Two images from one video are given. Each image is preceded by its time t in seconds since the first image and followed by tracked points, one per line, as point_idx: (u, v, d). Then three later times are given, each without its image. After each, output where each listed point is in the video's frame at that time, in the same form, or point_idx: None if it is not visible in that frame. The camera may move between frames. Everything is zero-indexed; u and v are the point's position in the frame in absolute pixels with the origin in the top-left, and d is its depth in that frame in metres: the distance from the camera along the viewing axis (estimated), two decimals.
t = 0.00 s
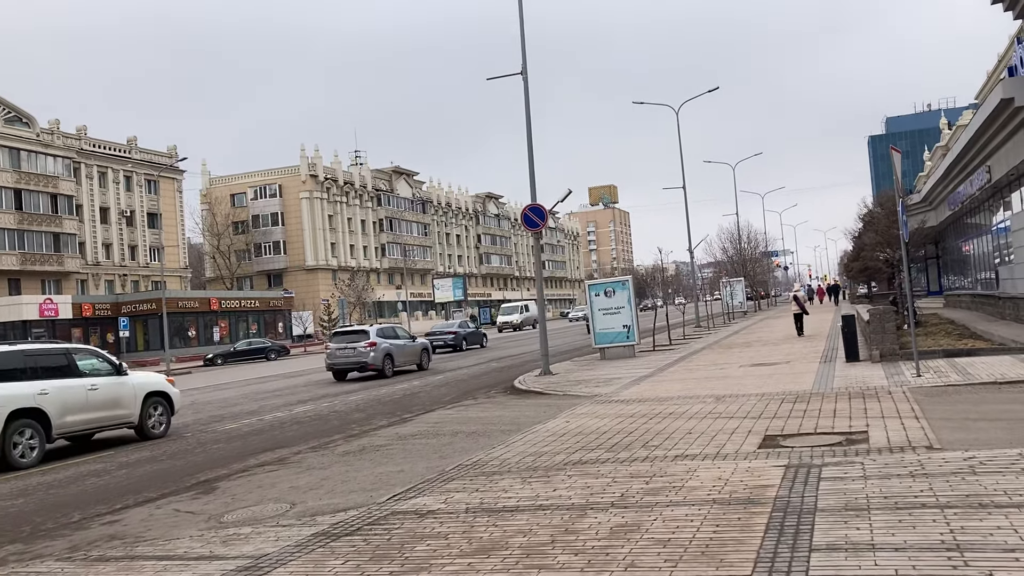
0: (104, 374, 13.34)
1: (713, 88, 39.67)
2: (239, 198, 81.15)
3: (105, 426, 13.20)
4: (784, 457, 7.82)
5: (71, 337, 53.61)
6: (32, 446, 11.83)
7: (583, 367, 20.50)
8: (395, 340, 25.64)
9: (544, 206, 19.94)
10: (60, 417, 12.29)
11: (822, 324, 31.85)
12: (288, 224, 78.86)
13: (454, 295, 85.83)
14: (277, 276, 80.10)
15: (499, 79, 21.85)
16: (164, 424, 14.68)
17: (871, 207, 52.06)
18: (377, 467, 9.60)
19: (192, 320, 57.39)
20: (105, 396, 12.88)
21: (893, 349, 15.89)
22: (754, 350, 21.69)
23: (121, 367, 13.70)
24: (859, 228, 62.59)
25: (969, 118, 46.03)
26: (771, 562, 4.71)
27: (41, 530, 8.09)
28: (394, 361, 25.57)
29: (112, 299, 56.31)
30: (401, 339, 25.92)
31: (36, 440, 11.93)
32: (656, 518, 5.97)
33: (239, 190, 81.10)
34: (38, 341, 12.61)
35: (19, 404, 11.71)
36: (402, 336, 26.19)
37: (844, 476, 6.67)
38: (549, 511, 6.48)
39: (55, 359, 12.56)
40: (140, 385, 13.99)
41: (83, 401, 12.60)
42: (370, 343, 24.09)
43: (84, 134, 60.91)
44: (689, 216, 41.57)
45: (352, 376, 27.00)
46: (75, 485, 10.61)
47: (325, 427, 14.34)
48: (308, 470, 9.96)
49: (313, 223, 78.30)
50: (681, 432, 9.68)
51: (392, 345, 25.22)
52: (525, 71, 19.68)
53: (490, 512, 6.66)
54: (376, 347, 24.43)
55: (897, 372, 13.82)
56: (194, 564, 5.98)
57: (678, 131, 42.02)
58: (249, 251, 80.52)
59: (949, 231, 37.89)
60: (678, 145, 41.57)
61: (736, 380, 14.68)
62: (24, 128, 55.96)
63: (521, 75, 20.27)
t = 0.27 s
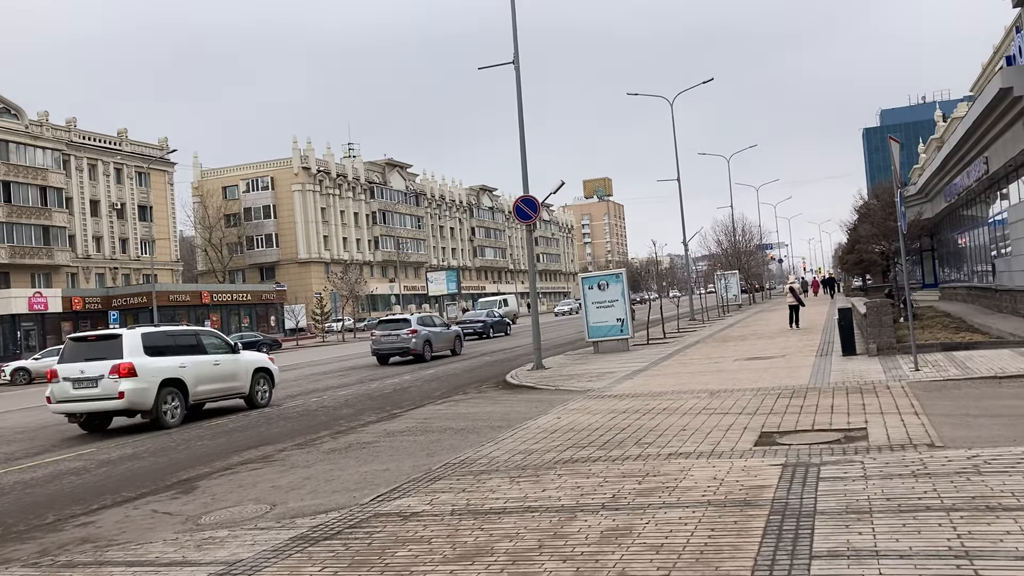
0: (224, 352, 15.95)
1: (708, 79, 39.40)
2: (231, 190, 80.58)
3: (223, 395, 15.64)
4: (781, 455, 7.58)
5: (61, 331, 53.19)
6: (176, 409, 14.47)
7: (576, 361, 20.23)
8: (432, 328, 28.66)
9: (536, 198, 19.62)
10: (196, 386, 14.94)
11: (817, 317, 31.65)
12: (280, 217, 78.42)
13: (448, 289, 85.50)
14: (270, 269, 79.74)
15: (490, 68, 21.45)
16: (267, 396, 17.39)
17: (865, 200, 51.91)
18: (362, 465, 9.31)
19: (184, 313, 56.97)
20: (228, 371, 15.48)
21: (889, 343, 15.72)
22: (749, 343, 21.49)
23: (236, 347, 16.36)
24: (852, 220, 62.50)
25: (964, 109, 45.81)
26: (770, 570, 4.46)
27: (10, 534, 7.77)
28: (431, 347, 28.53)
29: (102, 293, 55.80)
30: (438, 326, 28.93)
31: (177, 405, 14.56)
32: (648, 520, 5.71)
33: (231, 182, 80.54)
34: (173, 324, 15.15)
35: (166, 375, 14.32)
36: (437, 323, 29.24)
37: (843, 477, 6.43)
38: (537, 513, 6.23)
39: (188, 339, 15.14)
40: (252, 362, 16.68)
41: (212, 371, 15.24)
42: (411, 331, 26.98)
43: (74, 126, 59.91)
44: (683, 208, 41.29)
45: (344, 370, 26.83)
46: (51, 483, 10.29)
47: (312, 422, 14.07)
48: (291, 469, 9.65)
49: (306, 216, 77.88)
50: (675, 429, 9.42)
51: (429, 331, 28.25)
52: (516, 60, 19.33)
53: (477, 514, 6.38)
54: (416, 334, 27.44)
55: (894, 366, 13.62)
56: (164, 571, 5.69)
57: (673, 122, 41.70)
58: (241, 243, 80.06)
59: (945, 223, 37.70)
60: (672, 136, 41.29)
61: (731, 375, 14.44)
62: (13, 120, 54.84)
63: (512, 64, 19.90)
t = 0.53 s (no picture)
0: (308, 338, 18.70)
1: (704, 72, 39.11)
2: (224, 185, 79.96)
3: (308, 372, 18.44)
4: (775, 455, 7.37)
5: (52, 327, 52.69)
6: (273, 383, 17.23)
7: (568, 357, 20.03)
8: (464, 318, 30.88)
9: (528, 193, 19.34)
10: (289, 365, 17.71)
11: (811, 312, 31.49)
12: (273, 212, 77.98)
13: (442, 284, 85.19)
14: (263, 265, 79.30)
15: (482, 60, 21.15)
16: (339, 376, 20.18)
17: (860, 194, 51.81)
18: (348, 465, 9.09)
19: (176, 309, 56.58)
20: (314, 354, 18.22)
21: (886, 338, 15.55)
22: (743, 338, 21.31)
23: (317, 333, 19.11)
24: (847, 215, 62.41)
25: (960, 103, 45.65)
26: None
27: None
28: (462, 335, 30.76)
29: (94, 289, 55.33)
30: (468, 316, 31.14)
31: (275, 381, 17.32)
32: (638, 526, 5.49)
33: (224, 177, 79.91)
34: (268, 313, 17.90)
35: (266, 355, 17.09)
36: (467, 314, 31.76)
37: (840, 480, 6.21)
38: (524, 517, 6.01)
39: (281, 326, 17.83)
40: (329, 346, 19.46)
41: (301, 352, 18.02)
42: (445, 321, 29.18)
43: (64, 120, 58.61)
44: (678, 203, 41.05)
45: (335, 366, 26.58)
46: (29, 485, 10.02)
47: (300, 420, 13.83)
48: (274, 469, 9.39)
49: (300, 211, 77.43)
50: (668, 427, 9.22)
51: (461, 322, 30.55)
52: (509, 52, 19.02)
53: (462, 518, 6.17)
54: (450, 324, 29.67)
55: (891, 362, 13.44)
56: None
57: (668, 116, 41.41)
58: (234, 239, 79.53)
59: (940, 218, 37.55)
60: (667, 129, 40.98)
61: (726, 371, 14.25)
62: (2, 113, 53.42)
63: (504, 56, 19.61)
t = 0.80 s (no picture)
0: (371, 326, 21.29)
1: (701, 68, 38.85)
2: (220, 183, 79.57)
3: (372, 357, 20.98)
4: (771, 459, 7.13)
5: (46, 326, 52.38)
6: (346, 366, 19.77)
7: (563, 356, 19.78)
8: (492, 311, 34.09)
9: (522, 189, 19.08)
10: (357, 351, 20.27)
11: (809, 309, 31.27)
12: (269, 210, 77.68)
13: (439, 282, 84.89)
14: (259, 263, 79.02)
15: (476, 55, 20.88)
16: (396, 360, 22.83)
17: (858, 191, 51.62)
18: (333, 468, 8.84)
19: (170, 308, 56.27)
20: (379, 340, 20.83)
21: (884, 337, 15.32)
22: (741, 336, 21.07)
23: (377, 322, 21.66)
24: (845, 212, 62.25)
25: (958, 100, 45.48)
26: None
27: None
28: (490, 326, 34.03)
29: (88, 287, 54.93)
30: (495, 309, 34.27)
31: (348, 363, 19.92)
32: (627, 535, 5.24)
33: (220, 174, 79.52)
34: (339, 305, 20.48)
35: (339, 341, 19.62)
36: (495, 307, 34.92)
37: (839, 486, 5.96)
38: (509, 525, 5.76)
39: (350, 317, 20.40)
40: (388, 335, 22.05)
41: (367, 339, 20.58)
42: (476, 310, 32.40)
43: (59, 118, 58.03)
44: (675, 200, 40.80)
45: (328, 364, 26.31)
46: (6, 489, 9.75)
47: (288, 421, 13.56)
48: (257, 473, 9.13)
49: (296, 208, 77.13)
50: (661, 429, 8.97)
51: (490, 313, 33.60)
52: (502, 47, 18.75)
53: (444, 526, 5.92)
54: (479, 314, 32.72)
55: (890, 361, 13.21)
56: None
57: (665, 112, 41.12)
58: (231, 237, 79.21)
59: (938, 215, 37.34)
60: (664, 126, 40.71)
61: (722, 370, 14.00)
62: None
63: (498, 51, 19.34)
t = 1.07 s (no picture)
0: (422, 320, 24.07)
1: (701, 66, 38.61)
2: (218, 182, 79.24)
3: (422, 347, 23.76)
4: (772, 467, 6.88)
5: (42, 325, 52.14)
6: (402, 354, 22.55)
7: (562, 357, 19.53)
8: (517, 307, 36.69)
9: (519, 188, 18.79)
10: (411, 341, 23.02)
11: (810, 309, 31.03)
12: (268, 209, 77.42)
13: (438, 281, 84.60)
14: (258, 262, 78.74)
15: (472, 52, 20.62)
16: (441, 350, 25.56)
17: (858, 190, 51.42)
18: (323, 474, 8.58)
19: (167, 307, 56.01)
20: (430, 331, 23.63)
21: (887, 337, 15.09)
22: (741, 337, 20.82)
23: (427, 316, 24.48)
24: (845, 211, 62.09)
25: (959, 98, 45.22)
26: None
27: None
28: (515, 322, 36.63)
29: (85, 287, 54.62)
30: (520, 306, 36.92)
31: (404, 352, 22.66)
32: (623, 549, 4.97)
33: (218, 173, 79.20)
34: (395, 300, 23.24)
35: (397, 332, 22.33)
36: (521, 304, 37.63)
37: (844, 496, 5.71)
38: (500, 538, 5.52)
39: (405, 310, 23.21)
40: (436, 327, 24.84)
41: (419, 330, 23.35)
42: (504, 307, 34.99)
43: (56, 117, 57.71)
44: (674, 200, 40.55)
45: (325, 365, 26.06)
46: None
47: (281, 424, 13.31)
48: (244, 479, 8.87)
49: (294, 208, 76.89)
50: (660, 434, 8.72)
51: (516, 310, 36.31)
52: (498, 44, 18.51)
53: (432, 539, 5.68)
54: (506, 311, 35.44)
55: (893, 362, 12.97)
56: None
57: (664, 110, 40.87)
58: (229, 236, 78.94)
59: (940, 214, 37.11)
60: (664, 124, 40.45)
61: (723, 372, 13.74)
62: None
63: (494, 48, 19.08)
